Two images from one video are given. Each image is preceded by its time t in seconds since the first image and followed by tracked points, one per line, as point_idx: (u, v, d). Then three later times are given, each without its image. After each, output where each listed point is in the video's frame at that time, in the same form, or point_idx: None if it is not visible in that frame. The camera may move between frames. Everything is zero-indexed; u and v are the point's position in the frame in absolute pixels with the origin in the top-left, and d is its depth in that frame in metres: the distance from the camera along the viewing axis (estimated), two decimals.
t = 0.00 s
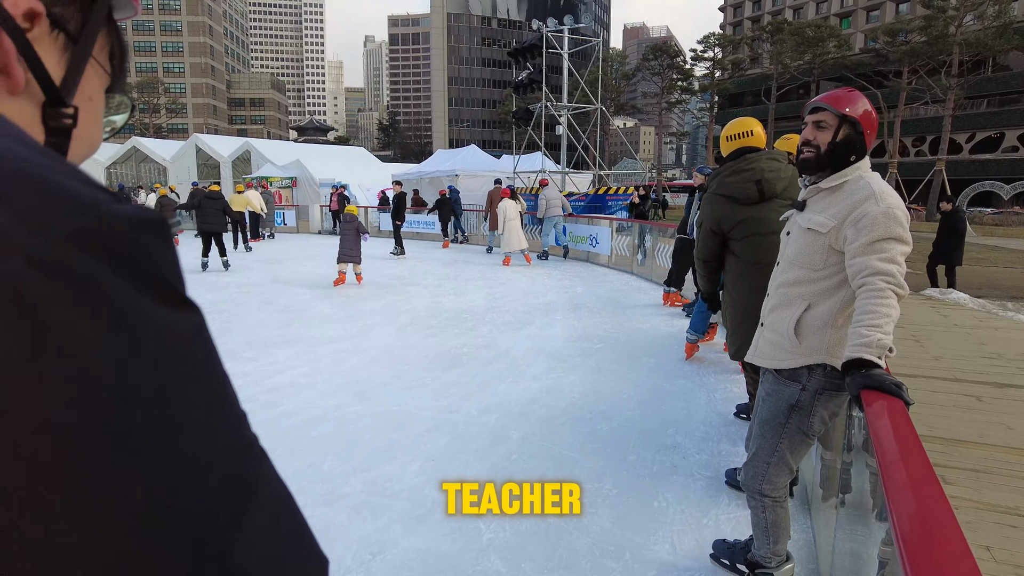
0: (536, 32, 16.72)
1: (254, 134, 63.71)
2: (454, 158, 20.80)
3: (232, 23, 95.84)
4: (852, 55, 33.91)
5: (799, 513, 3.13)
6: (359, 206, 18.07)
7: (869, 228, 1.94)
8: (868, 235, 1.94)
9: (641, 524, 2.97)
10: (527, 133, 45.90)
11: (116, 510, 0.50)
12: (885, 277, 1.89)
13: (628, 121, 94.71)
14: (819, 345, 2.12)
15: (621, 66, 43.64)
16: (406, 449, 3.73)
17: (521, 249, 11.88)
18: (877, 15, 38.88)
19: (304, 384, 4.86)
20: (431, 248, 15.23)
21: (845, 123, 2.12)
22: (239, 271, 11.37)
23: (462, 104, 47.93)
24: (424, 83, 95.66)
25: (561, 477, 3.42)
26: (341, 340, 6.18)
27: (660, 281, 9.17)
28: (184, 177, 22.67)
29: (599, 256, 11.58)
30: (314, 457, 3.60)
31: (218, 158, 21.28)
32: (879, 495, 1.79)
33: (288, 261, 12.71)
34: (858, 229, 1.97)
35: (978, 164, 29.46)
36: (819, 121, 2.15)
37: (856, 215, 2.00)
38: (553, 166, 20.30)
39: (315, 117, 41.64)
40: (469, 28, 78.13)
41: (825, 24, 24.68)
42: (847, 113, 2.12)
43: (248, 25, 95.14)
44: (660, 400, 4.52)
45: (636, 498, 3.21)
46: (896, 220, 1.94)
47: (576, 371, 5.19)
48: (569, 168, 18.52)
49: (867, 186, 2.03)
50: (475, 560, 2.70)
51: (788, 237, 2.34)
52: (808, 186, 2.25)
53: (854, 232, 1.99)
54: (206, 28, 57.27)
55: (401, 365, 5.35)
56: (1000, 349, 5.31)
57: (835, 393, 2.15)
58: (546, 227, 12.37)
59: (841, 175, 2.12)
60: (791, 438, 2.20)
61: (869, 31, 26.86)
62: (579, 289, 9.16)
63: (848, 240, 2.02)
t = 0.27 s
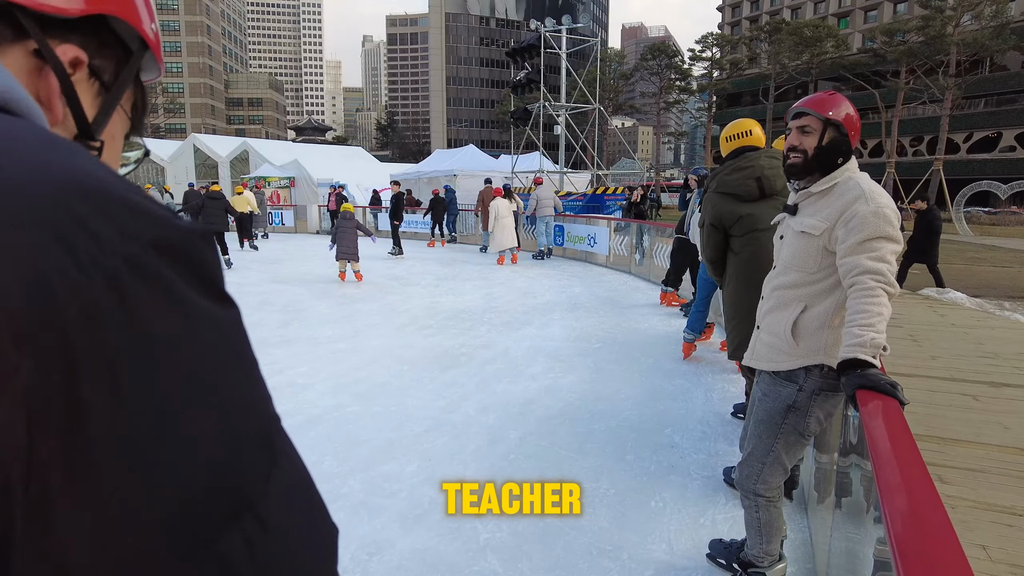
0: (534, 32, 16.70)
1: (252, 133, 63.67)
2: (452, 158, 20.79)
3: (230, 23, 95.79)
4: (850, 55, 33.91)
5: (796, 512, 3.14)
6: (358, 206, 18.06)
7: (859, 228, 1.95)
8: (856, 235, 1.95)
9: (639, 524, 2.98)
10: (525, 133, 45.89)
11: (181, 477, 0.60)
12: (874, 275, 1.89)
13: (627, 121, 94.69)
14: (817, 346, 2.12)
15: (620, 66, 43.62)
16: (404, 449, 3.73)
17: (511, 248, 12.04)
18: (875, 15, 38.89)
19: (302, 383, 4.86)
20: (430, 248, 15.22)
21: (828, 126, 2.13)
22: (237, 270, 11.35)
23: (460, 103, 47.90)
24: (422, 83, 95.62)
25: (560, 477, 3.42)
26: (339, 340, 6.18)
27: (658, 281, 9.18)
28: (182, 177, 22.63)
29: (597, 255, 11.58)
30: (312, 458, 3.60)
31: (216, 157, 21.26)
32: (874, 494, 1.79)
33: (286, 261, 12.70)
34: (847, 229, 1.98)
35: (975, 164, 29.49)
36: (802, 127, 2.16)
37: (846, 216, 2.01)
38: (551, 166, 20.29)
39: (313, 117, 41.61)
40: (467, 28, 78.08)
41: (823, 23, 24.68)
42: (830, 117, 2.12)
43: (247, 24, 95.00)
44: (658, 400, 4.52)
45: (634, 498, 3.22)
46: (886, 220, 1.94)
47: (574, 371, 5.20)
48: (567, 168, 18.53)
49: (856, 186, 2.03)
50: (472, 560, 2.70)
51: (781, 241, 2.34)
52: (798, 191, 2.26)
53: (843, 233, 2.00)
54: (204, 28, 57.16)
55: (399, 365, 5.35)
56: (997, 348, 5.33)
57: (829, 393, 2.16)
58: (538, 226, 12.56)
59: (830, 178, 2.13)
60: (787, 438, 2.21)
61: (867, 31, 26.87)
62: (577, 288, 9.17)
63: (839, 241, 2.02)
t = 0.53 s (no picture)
0: (533, 32, 16.71)
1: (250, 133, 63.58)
2: (450, 158, 20.79)
3: (228, 23, 95.80)
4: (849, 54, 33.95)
5: (792, 512, 3.15)
6: (356, 206, 18.05)
7: (861, 230, 1.96)
8: (856, 238, 1.96)
9: (636, 524, 2.98)
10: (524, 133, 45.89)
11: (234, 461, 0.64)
12: (876, 277, 1.90)
13: (625, 121, 94.68)
14: (821, 349, 2.14)
15: (618, 66, 43.65)
16: (402, 449, 3.74)
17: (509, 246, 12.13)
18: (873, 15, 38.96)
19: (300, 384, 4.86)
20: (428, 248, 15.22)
21: (826, 132, 2.14)
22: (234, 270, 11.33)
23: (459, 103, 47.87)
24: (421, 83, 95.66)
25: (557, 477, 3.42)
26: (337, 340, 6.18)
27: (656, 280, 9.21)
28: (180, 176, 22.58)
29: (595, 255, 11.59)
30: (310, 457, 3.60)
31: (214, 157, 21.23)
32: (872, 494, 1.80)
33: (284, 261, 12.68)
34: (850, 231, 1.99)
35: (973, 164, 29.55)
36: (799, 133, 2.16)
37: (849, 218, 2.02)
38: (549, 166, 20.31)
39: (310, 118, 41.57)
40: (465, 28, 78.11)
41: (821, 23, 24.73)
42: (828, 123, 2.13)
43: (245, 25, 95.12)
44: (656, 399, 4.54)
45: (631, 498, 3.22)
46: (887, 222, 1.96)
47: (572, 371, 5.20)
48: (565, 168, 18.53)
49: (858, 190, 2.04)
50: (470, 561, 2.70)
51: (778, 246, 2.34)
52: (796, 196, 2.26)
53: (845, 235, 2.00)
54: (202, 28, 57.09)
55: (397, 366, 5.35)
56: (995, 348, 5.34)
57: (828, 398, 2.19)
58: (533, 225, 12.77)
59: (829, 182, 2.13)
60: (784, 440, 2.22)
61: (865, 31, 26.93)
62: (576, 288, 9.19)
63: (840, 243, 2.03)
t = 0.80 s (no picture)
0: (531, 32, 16.71)
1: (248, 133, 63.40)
2: (449, 158, 20.78)
3: (226, 23, 95.64)
4: (847, 55, 33.97)
5: (791, 512, 3.14)
6: (354, 206, 18.02)
7: (866, 229, 1.96)
8: (861, 237, 1.96)
9: (634, 523, 2.98)
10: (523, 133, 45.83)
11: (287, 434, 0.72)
12: (879, 276, 1.90)
13: (624, 121, 94.63)
14: (819, 349, 2.15)
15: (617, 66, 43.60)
16: (400, 448, 3.73)
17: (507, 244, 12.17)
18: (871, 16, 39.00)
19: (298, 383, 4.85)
20: (426, 247, 15.19)
21: (839, 130, 2.13)
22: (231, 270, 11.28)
23: (457, 103, 47.78)
24: (419, 83, 95.56)
25: (555, 477, 3.42)
26: (335, 340, 6.16)
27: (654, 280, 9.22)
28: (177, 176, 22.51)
29: (594, 255, 11.58)
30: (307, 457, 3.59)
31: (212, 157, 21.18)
32: (869, 493, 1.80)
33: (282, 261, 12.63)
34: (855, 230, 1.98)
35: (970, 164, 29.60)
36: (811, 128, 2.14)
37: (855, 216, 2.01)
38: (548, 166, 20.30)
39: (308, 117, 41.47)
40: (463, 27, 78.03)
41: (819, 23, 24.72)
42: (842, 121, 2.11)
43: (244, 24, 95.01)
44: (655, 399, 4.54)
45: (630, 498, 3.21)
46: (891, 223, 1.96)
47: (570, 370, 5.19)
48: (563, 167, 18.51)
49: (866, 190, 2.04)
50: (468, 560, 2.70)
51: (779, 243, 2.33)
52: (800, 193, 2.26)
53: (849, 234, 2.00)
54: (199, 27, 56.88)
55: (395, 365, 5.34)
56: (994, 347, 5.34)
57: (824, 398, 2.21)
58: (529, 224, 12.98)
59: (836, 180, 2.13)
60: (779, 442, 2.22)
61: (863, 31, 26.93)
62: (574, 288, 9.18)
63: (845, 241, 2.02)
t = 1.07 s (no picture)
0: (529, 32, 16.71)
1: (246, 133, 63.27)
2: (447, 158, 20.77)
3: (224, 22, 95.53)
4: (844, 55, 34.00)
5: (788, 510, 3.14)
6: (352, 206, 18.00)
7: (858, 225, 1.95)
8: (854, 232, 1.95)
9: (632, 522, 2.97)
10: (521, 133, 45.80)
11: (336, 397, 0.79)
12: (872, 271, 1.90)
13: (622, 121, 94.63)
14: (812, 344, 2.14)
15: (615, 66, 43.57)
16: (397, 447, 3.72)
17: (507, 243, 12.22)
18: (868, 16, 39.05)
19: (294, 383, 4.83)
20: (424, 247, 15.17)
21: (830, 124, 2.14)
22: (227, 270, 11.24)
23: (455, 103, 47.71)
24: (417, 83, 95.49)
25: (552, 476, 3.42)
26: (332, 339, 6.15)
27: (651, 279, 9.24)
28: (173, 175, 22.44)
29: (592, 254, 11.59)
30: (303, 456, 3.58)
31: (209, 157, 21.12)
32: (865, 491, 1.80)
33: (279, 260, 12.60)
34: (847, 225, 1.98)
35: (967, 164, 29.67)
36: (799, 123, 2.15)
37: (846, 210, 2.01)
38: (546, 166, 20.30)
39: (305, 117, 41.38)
40: (461, 27, 77.97)
41: (817, 23, 24.70)
42: (831, 115, 2.12)
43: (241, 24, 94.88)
44: (652, 398, 4.54)
45: (628, 496, 3.21)
46: (883, 217, 1.96)
47: (567, 370, 5.19)
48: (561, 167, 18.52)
49: (857, 183, 2.03)
50: (465, 559, 2.69)
51: (777, 237, 2.33)
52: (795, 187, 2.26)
53: (842, 228, 2.00)
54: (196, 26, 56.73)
55: (392, 365, 5.33)
56: (990, 346, 5.34)
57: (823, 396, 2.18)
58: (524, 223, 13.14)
59: (828, 174, 2.13)
60: (774, 439, 2.21)
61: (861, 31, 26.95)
62: (572, 287, 9.17)
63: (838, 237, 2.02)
